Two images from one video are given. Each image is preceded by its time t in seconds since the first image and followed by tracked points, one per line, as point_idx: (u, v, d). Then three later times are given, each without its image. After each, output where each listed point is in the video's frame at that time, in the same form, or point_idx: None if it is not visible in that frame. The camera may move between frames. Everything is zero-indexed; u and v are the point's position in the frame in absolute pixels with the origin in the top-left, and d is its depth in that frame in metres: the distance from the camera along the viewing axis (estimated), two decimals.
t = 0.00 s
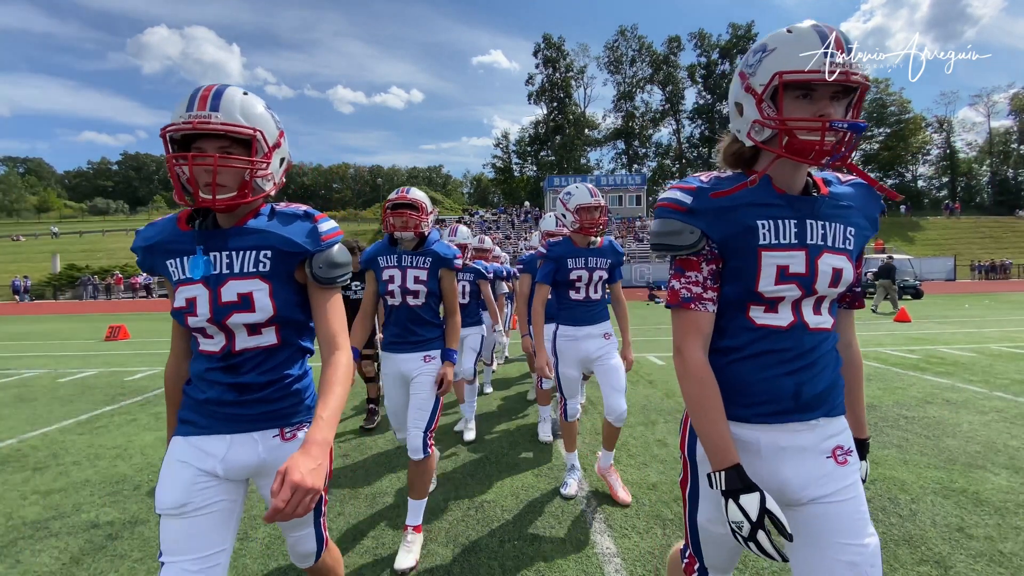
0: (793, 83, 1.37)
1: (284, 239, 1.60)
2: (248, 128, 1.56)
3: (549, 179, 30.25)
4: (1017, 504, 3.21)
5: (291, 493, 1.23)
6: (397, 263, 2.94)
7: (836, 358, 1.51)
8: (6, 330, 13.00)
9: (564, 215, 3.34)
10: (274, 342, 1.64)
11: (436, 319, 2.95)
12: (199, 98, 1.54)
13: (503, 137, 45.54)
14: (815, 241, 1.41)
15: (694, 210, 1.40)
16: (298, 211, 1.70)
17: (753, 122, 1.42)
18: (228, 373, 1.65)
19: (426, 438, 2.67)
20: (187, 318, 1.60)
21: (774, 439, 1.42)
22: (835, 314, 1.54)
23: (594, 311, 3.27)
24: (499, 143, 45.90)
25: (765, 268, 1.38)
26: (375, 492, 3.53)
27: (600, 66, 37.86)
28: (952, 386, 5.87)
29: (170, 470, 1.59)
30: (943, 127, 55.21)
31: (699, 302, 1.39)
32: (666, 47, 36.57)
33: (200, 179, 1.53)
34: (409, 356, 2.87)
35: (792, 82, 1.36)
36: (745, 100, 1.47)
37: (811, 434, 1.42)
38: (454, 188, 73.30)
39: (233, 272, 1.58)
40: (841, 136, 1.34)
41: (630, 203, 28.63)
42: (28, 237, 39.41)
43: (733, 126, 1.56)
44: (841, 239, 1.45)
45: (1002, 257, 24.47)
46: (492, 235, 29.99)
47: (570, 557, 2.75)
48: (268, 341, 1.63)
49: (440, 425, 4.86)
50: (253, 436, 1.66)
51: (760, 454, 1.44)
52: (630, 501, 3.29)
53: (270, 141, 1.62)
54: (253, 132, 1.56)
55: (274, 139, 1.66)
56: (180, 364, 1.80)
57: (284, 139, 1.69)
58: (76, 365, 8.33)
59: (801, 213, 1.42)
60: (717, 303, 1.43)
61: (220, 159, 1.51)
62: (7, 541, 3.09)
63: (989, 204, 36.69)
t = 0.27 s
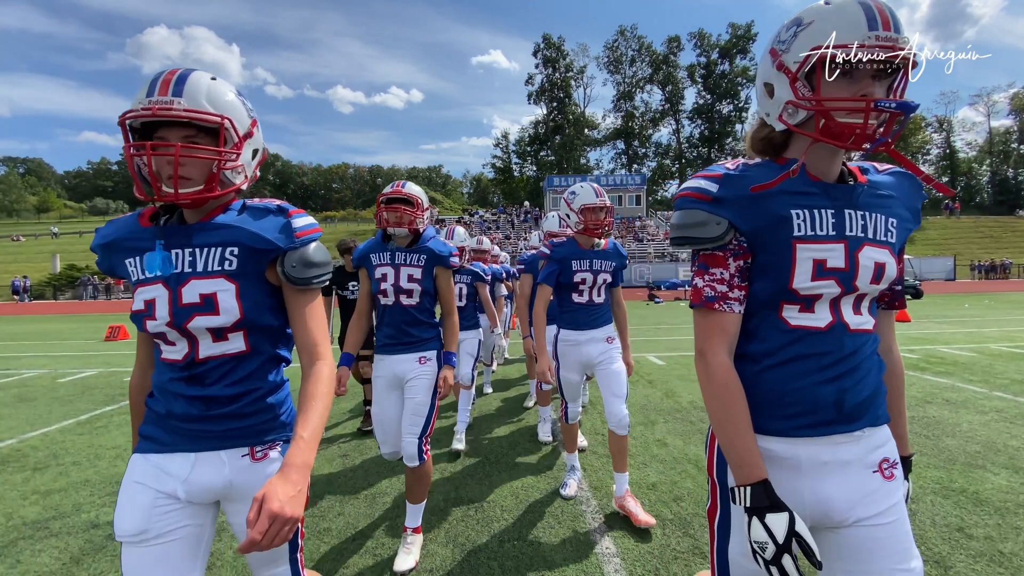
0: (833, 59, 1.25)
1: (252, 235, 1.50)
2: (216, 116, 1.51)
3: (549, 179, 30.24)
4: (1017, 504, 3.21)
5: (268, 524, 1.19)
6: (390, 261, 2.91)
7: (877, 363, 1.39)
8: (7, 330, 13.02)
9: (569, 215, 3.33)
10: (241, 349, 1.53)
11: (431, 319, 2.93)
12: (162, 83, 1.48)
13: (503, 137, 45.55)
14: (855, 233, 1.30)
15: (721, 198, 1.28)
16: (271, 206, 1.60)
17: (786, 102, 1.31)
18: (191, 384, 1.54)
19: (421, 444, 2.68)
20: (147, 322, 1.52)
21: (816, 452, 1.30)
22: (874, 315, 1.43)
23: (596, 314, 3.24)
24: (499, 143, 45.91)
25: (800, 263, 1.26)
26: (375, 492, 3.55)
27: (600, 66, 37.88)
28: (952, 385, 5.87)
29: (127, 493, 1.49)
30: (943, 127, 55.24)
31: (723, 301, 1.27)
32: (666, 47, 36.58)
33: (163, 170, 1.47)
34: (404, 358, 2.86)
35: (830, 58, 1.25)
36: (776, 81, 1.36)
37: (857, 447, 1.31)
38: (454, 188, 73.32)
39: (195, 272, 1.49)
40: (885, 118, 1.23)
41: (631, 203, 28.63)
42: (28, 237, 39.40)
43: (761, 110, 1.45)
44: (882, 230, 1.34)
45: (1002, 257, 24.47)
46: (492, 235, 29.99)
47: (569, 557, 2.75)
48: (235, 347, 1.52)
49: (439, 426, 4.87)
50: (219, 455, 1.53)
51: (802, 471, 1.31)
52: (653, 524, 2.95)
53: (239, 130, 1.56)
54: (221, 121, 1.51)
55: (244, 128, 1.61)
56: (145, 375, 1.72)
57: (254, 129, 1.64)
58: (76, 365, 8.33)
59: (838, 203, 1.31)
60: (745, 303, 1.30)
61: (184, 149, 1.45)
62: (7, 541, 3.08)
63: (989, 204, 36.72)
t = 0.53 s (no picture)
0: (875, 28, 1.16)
1: (221, 227, 1.37)
2: (178, 97, 1.38)
3: (549, 179, 30.22)
4: (1017, 504, 3.20)
5: (253, 560, 1.15)
6: (381, 256, 2.86)
7: (920, 364, 1.28)
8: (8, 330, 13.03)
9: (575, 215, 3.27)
10: (209, 354, 1.39)
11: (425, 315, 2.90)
12: (117, 61, 1.35)
13: (502, 137, 45.56)
14: (898, 220, 1.18)
15: (749, 181, 1.18)
16: (241, 195, 1.46)
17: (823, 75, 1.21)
18: (155, 394, 1.41)
19: (419, 448, 2.72)
20: (102, 324, 1.39)
21: (864, 465, 1.17)
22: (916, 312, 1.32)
23: (601, 320, 3.20)
24: (499, 143, 45.90)
25: (839, 253, 1.14)
26: (375, 493, 3.56)
27: (599, 66, 37.87)
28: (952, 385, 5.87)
29: (84, 510, 1.38)
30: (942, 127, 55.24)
31: (749, 296, 1.17)
32: (666, 47, 36.58)
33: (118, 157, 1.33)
34: (399, 359, 2.82)
35: (873, 25, 1.16)
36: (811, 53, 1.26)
37: (904, 457, 1.20)
38: (455, 188, 73.35)
39: (155, 268, 1.36)
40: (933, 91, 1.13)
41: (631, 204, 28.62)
42: (28, 237, 39.40)
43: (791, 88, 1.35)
44: (929, 217, 1.23)
45: (1002, 257, 24.46)
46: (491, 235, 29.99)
47: (569, 557, 2.75)
48: (202, 352, 1.37)
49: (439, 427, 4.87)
50: (181, 472, 1.38)
51: (848, 486, 1.18)
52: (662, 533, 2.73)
53: (205, 115, 1.43)
54: (183, 102, 1.37)
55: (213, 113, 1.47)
56: (103, 385, 1.57)
57: (224, 114, 1.50)
58: (77, 365, 8.34)
59: (880, 186, 1.20)
60: (774, 298, 1.19)
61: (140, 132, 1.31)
62: (7, 541, 3.08)
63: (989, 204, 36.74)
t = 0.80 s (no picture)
0: None
1: (193, 215, 1.31)
2: (136, 71, 1.31)
3: (549, 179, 30.14)
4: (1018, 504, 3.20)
5: None
6: (372, 252, 2.81)
7: (970, 366, 1.20)
8: (7, 330, 13.01)
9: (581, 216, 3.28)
10: (181, 355, 1.33)
11: (420, 314, 2.87)
12: (68, 32, 1.28)
13: (502, 137, 45.48)
14: (944, 209, 1.12)
15: (778, 168, 1.14)
16: (214, 181, 1.40)
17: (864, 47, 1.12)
18: (118, 398, 1.34)
19: (419, 451, 2.72)
20: (63, 324, 1.32)
21: (917, 478, 1.12)
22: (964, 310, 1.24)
23: (606, 324, 3.17)
24: (499, 143, 45.86)
25: (879, 245, 1.09)
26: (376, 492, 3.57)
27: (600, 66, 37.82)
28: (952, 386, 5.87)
29: (47, 529, 1.33)
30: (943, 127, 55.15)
31: (778, 293, 1.12)
32: (666, 47, 36.52)
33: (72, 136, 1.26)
34: (394, 361, 2.77)
35: None
36: (848, 26, 1.18)
37: (956, 468, 1.15)
38: (455, 188, 73.29)
39: (119, 262, 1.29)
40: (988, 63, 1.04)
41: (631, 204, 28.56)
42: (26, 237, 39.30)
43: (823, 62, 1.26)
44: (980, 205, 1.16)
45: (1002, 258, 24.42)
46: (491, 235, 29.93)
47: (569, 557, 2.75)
48: (173, 353, 1.31)
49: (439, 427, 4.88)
50: (143, 486, 1.31)
51: (895, 497, 1.12)
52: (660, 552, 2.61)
53: (167, 91, 1.36)
54: (142, 76, 1.30)
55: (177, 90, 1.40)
56: (50, 394, 1.49)
57: (189, 91, 1.43)
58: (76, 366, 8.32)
59: (924, 172, 1.13)
60: (804, 295, 1.14)
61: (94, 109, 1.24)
62: (7, 541, 3.08)
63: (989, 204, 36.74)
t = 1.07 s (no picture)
0: None
1: (158, 200, 1.21)
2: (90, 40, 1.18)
3: (549, 179, 30.09)
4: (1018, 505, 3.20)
5: None
6: (363, 252, 2.72)
7: None
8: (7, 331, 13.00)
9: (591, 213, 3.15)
10: (144, 354, 1.22)
11: (414, 316, 2.78)
12: None
13: (502, 137, 45.47)
14: (1003, 196, 0.99)
15: (812, 154, 1.04)
16: (184, 165, 1.31)
17: (911, 19, 1.01)
18: (75, 402, 1.21)
19: (419, 456, 2.70)
20: (11, 321, 1.19)
21: (969, 496, 1.00)
22: None
23: (615, 326, 3.11)
24: (499, 144, 45.79)
25: (929, 238, 0.98)
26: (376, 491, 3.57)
27: (600, 66, 37.79)
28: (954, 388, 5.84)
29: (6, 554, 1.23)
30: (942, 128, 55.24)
31: (811, 292, 1.04)
32: (666, 46, 36.51)
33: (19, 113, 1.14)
34: (389, 366, 2.68)
35: None
36: None
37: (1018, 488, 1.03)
38: (455, 188, 73.16)
39: (74, 250, 1.17)
40: None
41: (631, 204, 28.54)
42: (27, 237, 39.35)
43: (854, 41, 1.17)
44: None
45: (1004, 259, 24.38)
46: (491, 235, 29.88)
47: (569, 557, 2.76)
48: (137, 352, 1.21)
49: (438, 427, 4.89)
50: (101, 498, 1.20)
51: (954, 516, 1.01)
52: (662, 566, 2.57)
53: (126, 62, 1.24)
54: (97, 46, 1.17)
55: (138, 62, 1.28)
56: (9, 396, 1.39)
57: (151, 62, 1.31)
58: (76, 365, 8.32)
59: (976, 154, 1.01)
60: (841, 294, 1.06)
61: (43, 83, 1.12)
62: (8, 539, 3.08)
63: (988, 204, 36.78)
